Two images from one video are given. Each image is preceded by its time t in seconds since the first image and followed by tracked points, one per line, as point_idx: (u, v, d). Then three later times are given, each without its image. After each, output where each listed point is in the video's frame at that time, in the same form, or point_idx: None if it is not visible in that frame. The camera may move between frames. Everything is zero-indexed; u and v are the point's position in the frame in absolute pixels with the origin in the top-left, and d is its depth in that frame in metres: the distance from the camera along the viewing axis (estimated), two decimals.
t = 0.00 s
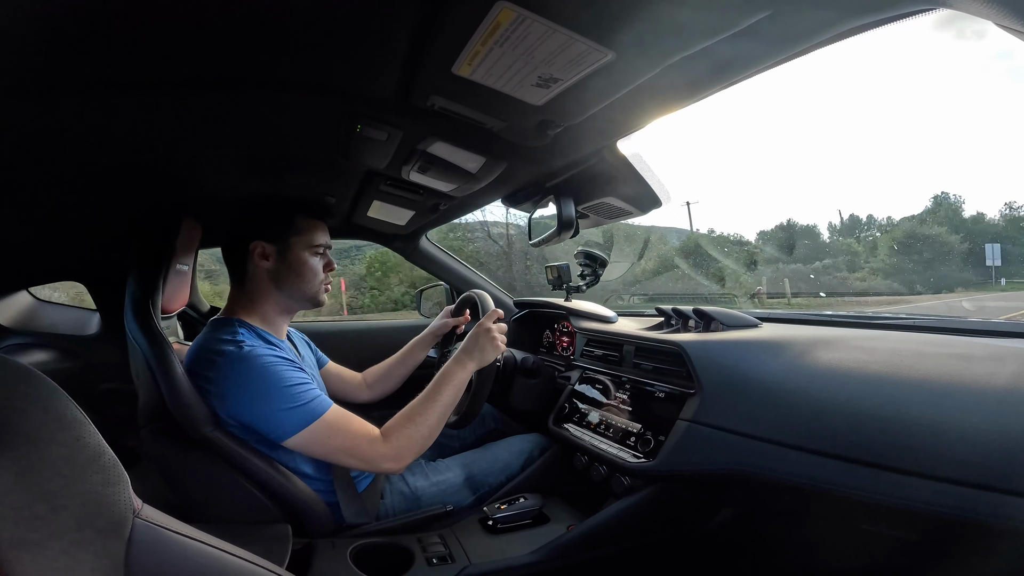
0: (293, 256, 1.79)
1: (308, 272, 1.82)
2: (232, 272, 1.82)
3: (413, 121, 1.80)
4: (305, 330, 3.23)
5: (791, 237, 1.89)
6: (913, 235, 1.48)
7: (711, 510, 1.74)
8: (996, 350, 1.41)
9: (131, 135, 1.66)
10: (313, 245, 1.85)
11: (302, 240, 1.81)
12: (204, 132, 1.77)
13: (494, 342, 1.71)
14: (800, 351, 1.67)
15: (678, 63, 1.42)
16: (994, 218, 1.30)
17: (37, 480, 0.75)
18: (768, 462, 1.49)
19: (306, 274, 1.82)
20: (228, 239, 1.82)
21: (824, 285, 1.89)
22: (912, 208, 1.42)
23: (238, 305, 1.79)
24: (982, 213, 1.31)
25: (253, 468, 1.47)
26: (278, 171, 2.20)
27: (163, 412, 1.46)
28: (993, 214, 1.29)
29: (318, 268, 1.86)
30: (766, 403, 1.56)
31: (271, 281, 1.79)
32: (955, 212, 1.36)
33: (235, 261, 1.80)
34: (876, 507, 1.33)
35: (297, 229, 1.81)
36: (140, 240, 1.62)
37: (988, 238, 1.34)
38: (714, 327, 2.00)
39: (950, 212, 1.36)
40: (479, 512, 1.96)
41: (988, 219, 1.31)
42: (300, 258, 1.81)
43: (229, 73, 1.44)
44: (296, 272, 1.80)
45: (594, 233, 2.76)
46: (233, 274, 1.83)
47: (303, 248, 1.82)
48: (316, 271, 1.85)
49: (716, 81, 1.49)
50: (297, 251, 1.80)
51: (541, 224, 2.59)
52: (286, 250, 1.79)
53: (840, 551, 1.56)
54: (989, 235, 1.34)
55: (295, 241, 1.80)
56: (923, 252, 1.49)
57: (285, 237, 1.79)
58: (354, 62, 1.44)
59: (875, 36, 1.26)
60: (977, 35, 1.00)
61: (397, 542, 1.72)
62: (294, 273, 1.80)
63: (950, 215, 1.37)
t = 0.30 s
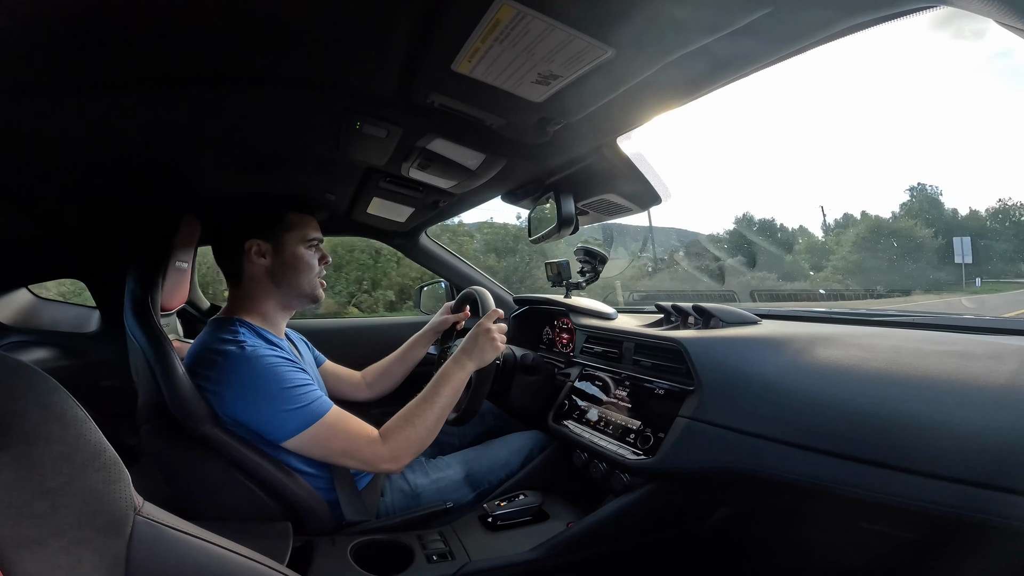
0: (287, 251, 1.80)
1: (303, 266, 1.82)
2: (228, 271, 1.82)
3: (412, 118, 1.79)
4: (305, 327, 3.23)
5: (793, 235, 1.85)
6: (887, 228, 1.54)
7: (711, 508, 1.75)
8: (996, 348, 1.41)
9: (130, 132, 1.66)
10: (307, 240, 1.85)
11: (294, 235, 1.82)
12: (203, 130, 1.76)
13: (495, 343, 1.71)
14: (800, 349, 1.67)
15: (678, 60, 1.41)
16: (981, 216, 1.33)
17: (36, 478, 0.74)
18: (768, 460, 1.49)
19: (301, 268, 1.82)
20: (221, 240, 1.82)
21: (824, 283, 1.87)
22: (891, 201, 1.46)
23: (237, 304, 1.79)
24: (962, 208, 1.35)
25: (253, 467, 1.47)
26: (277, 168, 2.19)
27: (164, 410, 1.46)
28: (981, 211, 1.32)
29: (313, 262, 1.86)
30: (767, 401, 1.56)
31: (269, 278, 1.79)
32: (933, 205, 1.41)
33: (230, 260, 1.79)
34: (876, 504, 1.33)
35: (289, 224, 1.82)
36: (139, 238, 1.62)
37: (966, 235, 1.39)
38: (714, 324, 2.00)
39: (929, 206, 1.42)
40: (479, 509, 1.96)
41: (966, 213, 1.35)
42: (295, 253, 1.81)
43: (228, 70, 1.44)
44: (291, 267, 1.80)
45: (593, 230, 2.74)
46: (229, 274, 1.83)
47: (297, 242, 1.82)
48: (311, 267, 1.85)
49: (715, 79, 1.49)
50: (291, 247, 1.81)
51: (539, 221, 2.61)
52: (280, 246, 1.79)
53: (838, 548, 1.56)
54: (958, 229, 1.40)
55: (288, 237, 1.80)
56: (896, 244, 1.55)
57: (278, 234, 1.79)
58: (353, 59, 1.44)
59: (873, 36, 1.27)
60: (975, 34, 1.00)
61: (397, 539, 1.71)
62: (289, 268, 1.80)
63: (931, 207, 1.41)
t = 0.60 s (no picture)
0: (288, 242, 1.80)
1: (303, 256, 1.83)
2: (228, 263, 1.81)
3: (414, 111, 1.79)
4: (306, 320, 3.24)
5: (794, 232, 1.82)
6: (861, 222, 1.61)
7: (710, 503, 1.75)
8: (997, 345, 1.41)
9: (131, 124, 1.66)
10: (306, 230, 1.86)
11: (295, 226, 1.83)
12: (204, 122, 1.76)
13: (496, 336, 1.72)
14: (801, 345, 1.67)
15: (681, 55, 1.40)
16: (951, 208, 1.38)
17: (40, 470, 0.75)
18: (767, 456, 1.49)
19: (301, 257, 1.83)
20: (222, 231, 1.82)
21: (827, 278, 1.86)
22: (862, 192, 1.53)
23: (237, 296, 1.78)
24: (931, 198, 1.42)
25: (254, 460, 1.48)
26: (279, 161, 2.19)
27: (165, 403, 1.47)
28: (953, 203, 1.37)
29: (311, 253, 1.87)
30: (766, 397, 1.56)
31: (270, 267, 1.79)
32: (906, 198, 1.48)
33: (231, 251, 1.79)
34: (874, 501, 1.33)
35: (289, 216, 1.82)
36: (141, 230, 1.62)
37: (938, 229, 1.45)
38: (716, 319, 2.00)
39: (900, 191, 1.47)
40: (479, 502, 1.97)
41: (939, 205, 1.42)
42: (295, 243, 1.82)
43: (229, 62, 1.43)
44: (291, 256, 1.81)
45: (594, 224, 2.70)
46: (228, 266, 1.82)
47: (297, 234, 1.83)
48: (311, 257, 1.87)
49: (717, 74, 1.48)
50: (292, 239, 1.81)
51: (542, 220, 2.63)
52: (281, 237, 1.80)
53: (837, 546, 1.57)
54: (919, 221, 1.49)
55: (288, 227, 1.81)
56: (858, 235, 1.63)
57: (280, 225, 1.80)
58: (355, 52, 1.43)
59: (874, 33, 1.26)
60: (974, 33, 1.00)
61: (397, 532, 1.72)
62: (289, 257, 1.81)
63: (898, 195, 1.49)
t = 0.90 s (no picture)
0: (288, 246, 1.80)
1: (306, 260, 1.83)
2: (229, 268, 1.82)
3: (414, 116, 1.79)
4: (307, 326, 3.23)
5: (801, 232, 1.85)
6: (850, 216, 1.67)
7: (712, 506, 1.75)
8: (999, 345, 1.41)
9: (132, 130, 1.66)
10: (307, 233, 1.86)
11: (295, 230, 1.82)
12: (204, 128, 1.77)
13: (497, 338, 1.71)
14: (802, 346, 1.67)
15: (679, 58, 1.41)
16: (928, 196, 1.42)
17: (42, 476, 0.75)
18: (770, 458, 1.49)
19: (303, 262, 1.83)
20: (224, 236, 1.82)
21: (826, 281, 1.89)
22: (826, 178, 1.65)
23: (238, 301, 1.78)
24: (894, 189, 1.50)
25: (255, 463, 1.47)
26: (279, 167, 2.19)
27: (166, 407, 1.47)
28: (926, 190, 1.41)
29: (313, 258, 1.87)
30: (768, 398, 1.56)
31: (271, 272, 1.80)
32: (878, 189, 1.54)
33: (232, 257, 1.79)
34: (877, 502, 1.33)
35: (290, 220, 1.82)
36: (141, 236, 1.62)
37: (905, 218, 1.51)
38: (717, 322, 2.00)
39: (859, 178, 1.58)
40: (481, 506, 1.97)
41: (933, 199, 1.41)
42: (296, 247, 1.82)
43: (230, 69, 1.44)
44: (293, 261, 1.81)
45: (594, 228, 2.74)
46: (229, 272, 1.82)
47: (297, 238, 1.83)
48: (312, 262, 1.87)
49: (716, 77, 1.49)
50: (292, 242, 1.81)
51: (541, 221, 2.62)
52: (281, 241, 1.80)
53: (841, 547, 1.56)
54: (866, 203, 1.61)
55: (289, 231, 1.81)
56: (850, 226, 1.69)
57: (280, 230, 1.80)
58: (356, 58, 1.44)
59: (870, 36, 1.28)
60: (971, 33, 1.01)
61: (399, 538, 1.72)
62: (290, 263, 1.81)
63: (856, 182, 1.59)
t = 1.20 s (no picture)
0: (288, 250, 1.81)
1: (303, 265, 1.84)
2: (228, 272, 1.80)
3: (412, 119, 1.80)
4: (305, 329, 3.23)
5: (791, 230, 1.85)
6: (842, 222, 1.67)
7: (712, 509, 1.74)
8: (998, 348, 1.41)
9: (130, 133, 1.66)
10: (306, 236, 1.87)
11: (293, 233, 1.83)
12: (203, 131, 1.77)
13: (497, 341, 1.72)
14: (800, 350, 1.67)
15: (677, 62, 1.42)
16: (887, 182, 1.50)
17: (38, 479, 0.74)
18: (769, 460, 1.49)
19: (301, 267, 1.84)
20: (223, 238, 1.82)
21: (825, 283, 1.87)
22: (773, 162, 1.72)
23: (238, 306, 1.78)
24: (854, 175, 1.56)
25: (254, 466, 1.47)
26: (277, 170, 2.19)
27: (164, 410, 1.46)
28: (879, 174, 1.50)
29: (311, 262, 1.88)
30: (767, 401, 1.56)
31: (270, 276, 1.79)
32: (858, 184, 1.57)
33: (231, 261, 1.78)
34: (875, 504, 1.32)
35: (289, 224, 1.82)
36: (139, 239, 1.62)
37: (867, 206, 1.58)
38: (716, 325, 2.00)
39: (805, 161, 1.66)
40: (480, 510, 1.96)
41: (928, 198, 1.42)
42: (295, 250, 1.82)
43: (229, 72, 1.44)
44: (292, 265, 1.82)
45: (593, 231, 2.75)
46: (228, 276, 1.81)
47: (297, 241, 1.83)
48: (311, 267, 1.88)
49: (715, 81, 1.50)
50: (292, 246, 1.82)
51: (539, 224, 2.61)
52: (281, 245, 1.80)
53: (841, 550, 1.56)
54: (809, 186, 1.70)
55: (289, 234, 1.81)
56: (837, 222, 1.68)
57: (280, 234, 1.80)
58: (355, 61, 1.44)
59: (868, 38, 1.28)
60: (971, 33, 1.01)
61: (398, 541, 1.72)
62: (290, 267, 1.82)
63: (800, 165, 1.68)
